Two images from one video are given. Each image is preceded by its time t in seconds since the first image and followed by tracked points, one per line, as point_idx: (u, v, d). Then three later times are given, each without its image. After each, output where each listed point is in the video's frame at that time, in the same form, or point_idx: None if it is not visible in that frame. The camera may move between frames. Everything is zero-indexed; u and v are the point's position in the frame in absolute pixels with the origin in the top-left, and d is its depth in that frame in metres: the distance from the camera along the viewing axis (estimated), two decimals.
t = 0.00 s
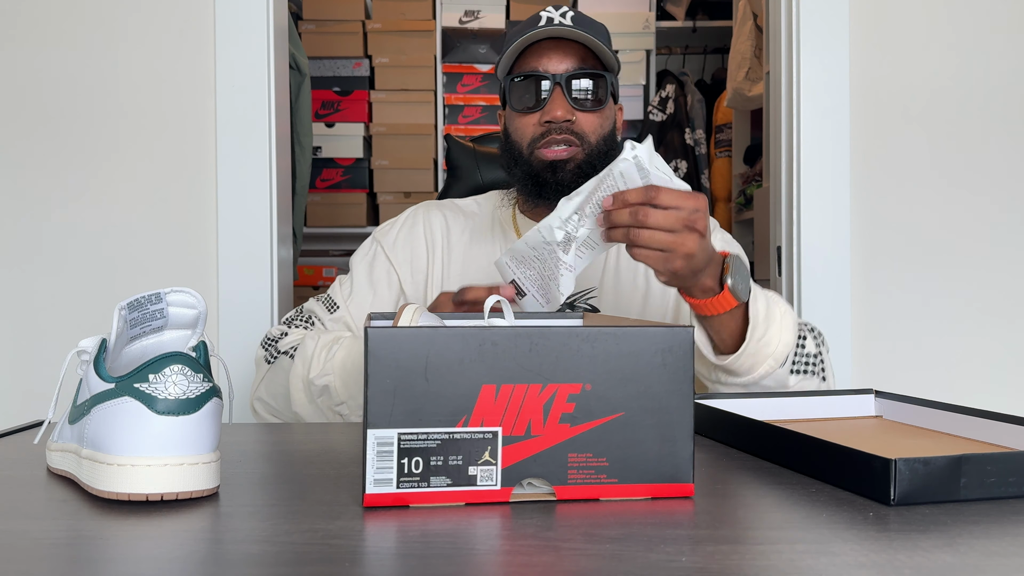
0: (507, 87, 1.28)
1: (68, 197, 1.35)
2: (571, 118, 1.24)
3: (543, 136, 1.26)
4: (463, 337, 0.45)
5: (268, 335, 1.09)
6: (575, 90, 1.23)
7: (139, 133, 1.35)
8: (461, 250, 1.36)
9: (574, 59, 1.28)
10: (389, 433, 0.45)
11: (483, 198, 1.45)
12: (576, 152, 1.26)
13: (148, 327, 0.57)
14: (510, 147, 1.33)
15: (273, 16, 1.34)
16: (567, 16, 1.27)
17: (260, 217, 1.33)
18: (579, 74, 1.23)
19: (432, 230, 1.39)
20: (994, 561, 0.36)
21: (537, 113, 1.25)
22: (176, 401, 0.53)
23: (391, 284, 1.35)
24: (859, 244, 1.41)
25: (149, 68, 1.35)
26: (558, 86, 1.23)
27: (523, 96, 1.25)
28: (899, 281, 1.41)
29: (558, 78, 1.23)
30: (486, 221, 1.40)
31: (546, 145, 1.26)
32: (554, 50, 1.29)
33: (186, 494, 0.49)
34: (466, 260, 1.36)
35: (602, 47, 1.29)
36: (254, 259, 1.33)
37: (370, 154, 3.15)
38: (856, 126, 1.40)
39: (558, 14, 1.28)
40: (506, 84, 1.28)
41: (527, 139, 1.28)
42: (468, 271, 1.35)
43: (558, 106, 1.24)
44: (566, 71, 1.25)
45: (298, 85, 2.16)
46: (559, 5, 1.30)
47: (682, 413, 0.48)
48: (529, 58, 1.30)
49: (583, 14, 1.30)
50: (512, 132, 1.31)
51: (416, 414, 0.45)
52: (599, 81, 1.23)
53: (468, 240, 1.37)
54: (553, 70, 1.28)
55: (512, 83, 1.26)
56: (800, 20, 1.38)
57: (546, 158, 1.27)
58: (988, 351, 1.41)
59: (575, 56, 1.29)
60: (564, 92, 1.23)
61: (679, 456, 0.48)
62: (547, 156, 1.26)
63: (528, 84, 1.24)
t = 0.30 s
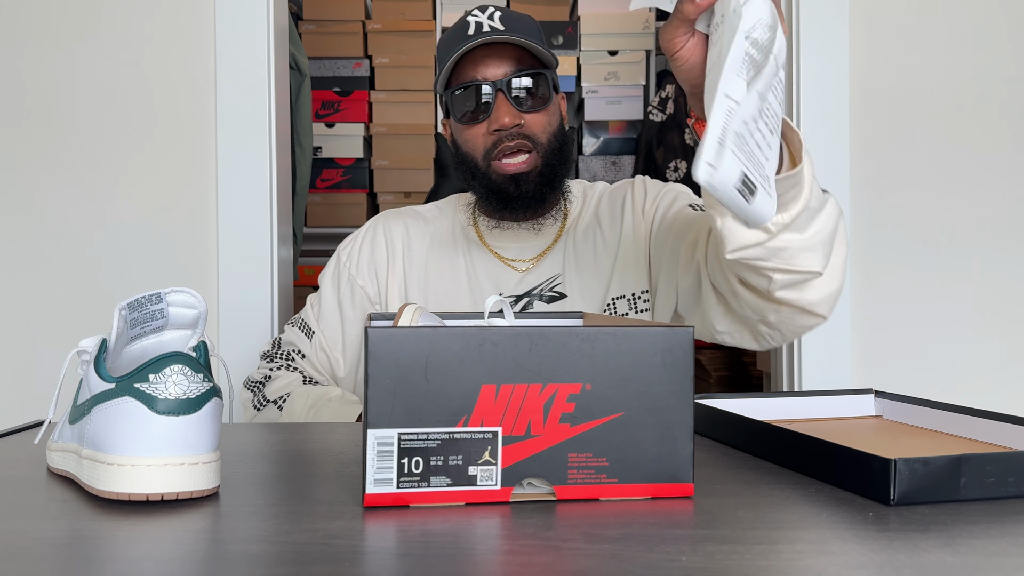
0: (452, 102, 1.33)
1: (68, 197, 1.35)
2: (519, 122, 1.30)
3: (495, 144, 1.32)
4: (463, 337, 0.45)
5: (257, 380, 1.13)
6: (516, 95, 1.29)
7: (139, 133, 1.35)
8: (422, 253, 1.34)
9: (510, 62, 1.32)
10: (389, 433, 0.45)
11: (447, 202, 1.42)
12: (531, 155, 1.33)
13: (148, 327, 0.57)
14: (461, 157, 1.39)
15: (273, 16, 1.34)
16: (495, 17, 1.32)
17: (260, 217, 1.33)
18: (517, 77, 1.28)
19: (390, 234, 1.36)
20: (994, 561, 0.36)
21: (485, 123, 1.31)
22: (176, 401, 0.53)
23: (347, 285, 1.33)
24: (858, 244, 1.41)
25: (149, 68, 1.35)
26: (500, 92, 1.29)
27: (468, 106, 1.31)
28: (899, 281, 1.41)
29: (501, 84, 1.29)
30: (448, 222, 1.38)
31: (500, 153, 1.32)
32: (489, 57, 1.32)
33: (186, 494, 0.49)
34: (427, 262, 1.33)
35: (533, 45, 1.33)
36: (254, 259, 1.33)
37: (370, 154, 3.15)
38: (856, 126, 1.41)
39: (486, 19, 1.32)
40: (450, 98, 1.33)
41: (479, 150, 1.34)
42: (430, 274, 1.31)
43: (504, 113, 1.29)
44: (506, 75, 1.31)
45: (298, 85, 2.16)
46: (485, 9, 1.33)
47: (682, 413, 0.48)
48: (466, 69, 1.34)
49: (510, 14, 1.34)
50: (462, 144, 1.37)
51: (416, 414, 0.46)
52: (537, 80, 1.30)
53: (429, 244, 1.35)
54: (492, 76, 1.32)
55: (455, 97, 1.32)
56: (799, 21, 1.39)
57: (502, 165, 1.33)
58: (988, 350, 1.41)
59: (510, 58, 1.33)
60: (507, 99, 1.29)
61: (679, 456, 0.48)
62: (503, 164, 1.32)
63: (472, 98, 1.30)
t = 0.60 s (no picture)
0: (391, 116, 1.29)
1: (68, 197, 1.35)
2: (459, 134, 1.27)
3: (439, 156, 1.29)
4: (463, 337, 0.46)
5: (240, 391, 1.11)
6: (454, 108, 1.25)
7: (139, 133, 1.35)
8: (391, 252, 1.34)
9: (447, 72, 1.25)
10: (389, 433, 0.46)
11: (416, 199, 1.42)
12: (478, 161, 1.31)
13: (148, 327, 0.57)
14: (411, 168, 1.36)
15: (274, 16, 1.34)
16: (427, 29, 1.24)
17: (260, 217, 1.33)
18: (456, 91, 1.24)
19: (361, 233, 1.37)
20: (994, 561, 0.36)
21: (425, 138, 1.27)
22: (176, 401, 0.53)
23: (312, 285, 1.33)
24: (858, 244, 1.41)
25: (149, 68, 1.35)
26: (437, 107, 1.25)
27: (406, 122, 1.27)
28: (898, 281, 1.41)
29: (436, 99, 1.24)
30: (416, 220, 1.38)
31: (445, 164, 1.29)
32: (423, 69, 1.25)
33: (186, 494, 0.49)
34: (395, 261, 1.33)
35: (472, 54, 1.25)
36: (254, 259, 1.33)
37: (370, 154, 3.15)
38: (855, 126, 1.41)
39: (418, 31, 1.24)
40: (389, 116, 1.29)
41: (423, 162, 1.30)
42: (397, 274, 1.32)
43: (443, 127, 1.26)
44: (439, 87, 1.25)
45: (298, 85, 2.16)
46: (417, 21, 1.26)
47: (682, 413, 0.48)
48: (403, 82, 1.27)
49: (446, 20, 1.26)
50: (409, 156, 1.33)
51: (417, 414, 0.46)
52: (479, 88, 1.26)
53: (398, 244, 1.35)
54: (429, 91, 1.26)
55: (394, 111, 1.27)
56: (799, 21, 1.39)
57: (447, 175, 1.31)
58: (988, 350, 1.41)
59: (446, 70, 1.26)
60: (445, 113, 1.25)
61: (679, 456, 0.48)
62: (447, 176, 1.30)
63: (411, 113, 1.26)
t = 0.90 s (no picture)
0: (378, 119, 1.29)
1: (68, 198, 1.35)
2: (446, 138, 1.27)
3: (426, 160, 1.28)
4: (463, 336, 0.46)
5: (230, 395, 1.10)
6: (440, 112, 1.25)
7: (139, 133, 1.35)
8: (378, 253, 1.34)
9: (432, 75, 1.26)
10: (389, 433, 0.46)
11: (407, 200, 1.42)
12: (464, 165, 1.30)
13: (148, 327, 0.57)
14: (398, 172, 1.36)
15: (273, 16, 1.34)
16: (412, 31, 1.24)
17: (260, 217, 1.33)
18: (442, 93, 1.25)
19: (350, 234, 1.36)
20: (994, 561, 0.36)
21: (413, 141, 1.27)
22: (176, 401, 0.53)
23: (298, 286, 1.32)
24: (858, 245, 1.41)
25: (149, 69, 1.35)
26: (423, 111, 1.25)
27: (392, 126, 1.28)
28: (897, 282, 1.41)
29: (421, 103, 1.25)
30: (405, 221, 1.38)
31: (432, 170, 1.29)
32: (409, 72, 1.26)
33: (186, 494, 0.49)
34: (383, 263, 1.33)
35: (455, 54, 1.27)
36: (254, 259, 1.33)
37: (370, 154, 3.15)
38: (855, 126, 1.41)
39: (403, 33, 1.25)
40: (375, 120, 1.30)
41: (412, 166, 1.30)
42: (385, 275, 1.31)
43: (430, 130, 1.26)
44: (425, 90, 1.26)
45: (298, 85, 2.16)
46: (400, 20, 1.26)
47: (682, 413, 0.48)
48: (388, 86, 1.28)
49: (429, 21, 1.27)
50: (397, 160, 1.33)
51: (417, 414, 0.46)
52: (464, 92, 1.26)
53: (386, 245, 1.35)
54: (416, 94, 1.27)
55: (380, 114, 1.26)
56: (800, 21, 1.39)
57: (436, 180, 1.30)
58: (988, 350, 1.41)
59: (431, 72, 1.27)
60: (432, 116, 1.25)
61: (680, 456, 0.48)
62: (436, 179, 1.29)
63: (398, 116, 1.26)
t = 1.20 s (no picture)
0: (368, 124, 1.27)
1: (68, 198, 1.35)
2: (440, 146, 1.25)
3: (418, 168, 1.26)
4: (463, 336, 0.45)
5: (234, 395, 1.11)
6: (434, 120, 1.23)
7: (139, 133, 1.35)
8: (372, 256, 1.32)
9: (424, 82, 1.24)
10: (389, 433, 0.45)
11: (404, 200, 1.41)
12: (456, 173, 1.28)
13: (148, 327, 0.57)
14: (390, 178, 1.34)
15: (273, 17, 1.34)
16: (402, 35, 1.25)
17: (260, 217, 1.33)
18: (434, 99, 1.23)
19: (345, 235, 1.35)
20: (994, 561, 0.36)
21: (405, 148, 1.25)
22: (176, 401, 0.53)
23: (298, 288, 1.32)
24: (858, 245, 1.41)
25: (149, 69, 1.34)
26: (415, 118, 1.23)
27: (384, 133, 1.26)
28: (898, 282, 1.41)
29: (414, 110, 1.23)
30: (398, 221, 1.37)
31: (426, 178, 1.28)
32: (401, 78, 1.24)
33: (186, 494, 0.49)
34: (377, 265, 1.31)
35: (445, 59, 1.27)
36: (254, 260, 1.33)
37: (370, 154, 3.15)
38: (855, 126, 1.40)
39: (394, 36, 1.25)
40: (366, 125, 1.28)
41: (404, 173, 1.28)
42: (379, 276, 1.30)
43: (421, 138, 1.24)
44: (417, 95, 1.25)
45: (298, 85, 2.16)
46: (390, 24, 1.27)
47: (682, 413, 0.48)
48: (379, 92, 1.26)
49: (420, 25, 1.28)
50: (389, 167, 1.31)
51: (417, 414, 0.46)
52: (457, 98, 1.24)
53: (381, 247, 1.33)
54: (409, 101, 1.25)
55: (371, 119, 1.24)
56: (800, 21, 1.39)
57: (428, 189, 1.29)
58: (988, 351, 1.41)
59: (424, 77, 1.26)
60: (425, 123, 1.23)
61: (679, 456, 0.48)
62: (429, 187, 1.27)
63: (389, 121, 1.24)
